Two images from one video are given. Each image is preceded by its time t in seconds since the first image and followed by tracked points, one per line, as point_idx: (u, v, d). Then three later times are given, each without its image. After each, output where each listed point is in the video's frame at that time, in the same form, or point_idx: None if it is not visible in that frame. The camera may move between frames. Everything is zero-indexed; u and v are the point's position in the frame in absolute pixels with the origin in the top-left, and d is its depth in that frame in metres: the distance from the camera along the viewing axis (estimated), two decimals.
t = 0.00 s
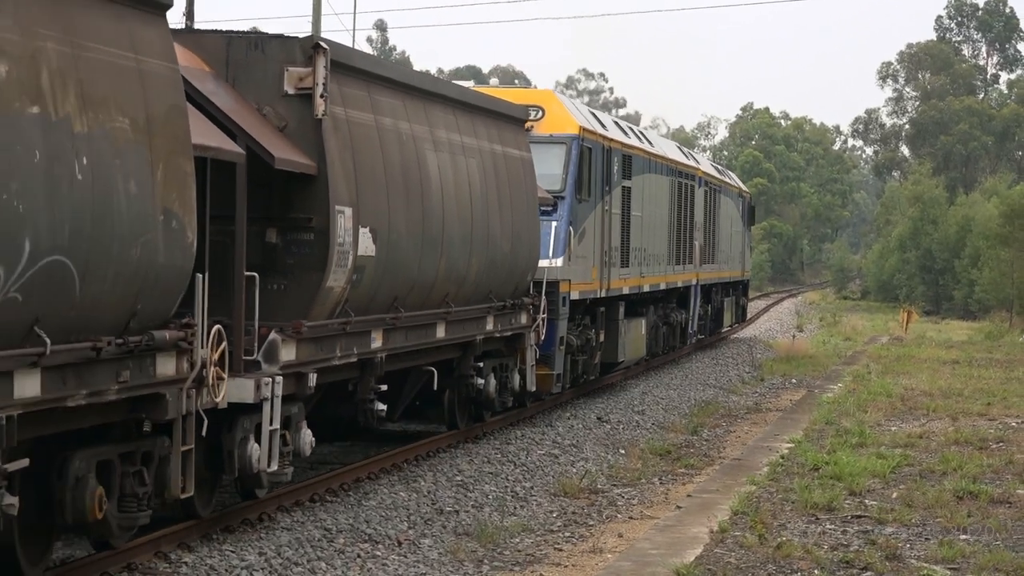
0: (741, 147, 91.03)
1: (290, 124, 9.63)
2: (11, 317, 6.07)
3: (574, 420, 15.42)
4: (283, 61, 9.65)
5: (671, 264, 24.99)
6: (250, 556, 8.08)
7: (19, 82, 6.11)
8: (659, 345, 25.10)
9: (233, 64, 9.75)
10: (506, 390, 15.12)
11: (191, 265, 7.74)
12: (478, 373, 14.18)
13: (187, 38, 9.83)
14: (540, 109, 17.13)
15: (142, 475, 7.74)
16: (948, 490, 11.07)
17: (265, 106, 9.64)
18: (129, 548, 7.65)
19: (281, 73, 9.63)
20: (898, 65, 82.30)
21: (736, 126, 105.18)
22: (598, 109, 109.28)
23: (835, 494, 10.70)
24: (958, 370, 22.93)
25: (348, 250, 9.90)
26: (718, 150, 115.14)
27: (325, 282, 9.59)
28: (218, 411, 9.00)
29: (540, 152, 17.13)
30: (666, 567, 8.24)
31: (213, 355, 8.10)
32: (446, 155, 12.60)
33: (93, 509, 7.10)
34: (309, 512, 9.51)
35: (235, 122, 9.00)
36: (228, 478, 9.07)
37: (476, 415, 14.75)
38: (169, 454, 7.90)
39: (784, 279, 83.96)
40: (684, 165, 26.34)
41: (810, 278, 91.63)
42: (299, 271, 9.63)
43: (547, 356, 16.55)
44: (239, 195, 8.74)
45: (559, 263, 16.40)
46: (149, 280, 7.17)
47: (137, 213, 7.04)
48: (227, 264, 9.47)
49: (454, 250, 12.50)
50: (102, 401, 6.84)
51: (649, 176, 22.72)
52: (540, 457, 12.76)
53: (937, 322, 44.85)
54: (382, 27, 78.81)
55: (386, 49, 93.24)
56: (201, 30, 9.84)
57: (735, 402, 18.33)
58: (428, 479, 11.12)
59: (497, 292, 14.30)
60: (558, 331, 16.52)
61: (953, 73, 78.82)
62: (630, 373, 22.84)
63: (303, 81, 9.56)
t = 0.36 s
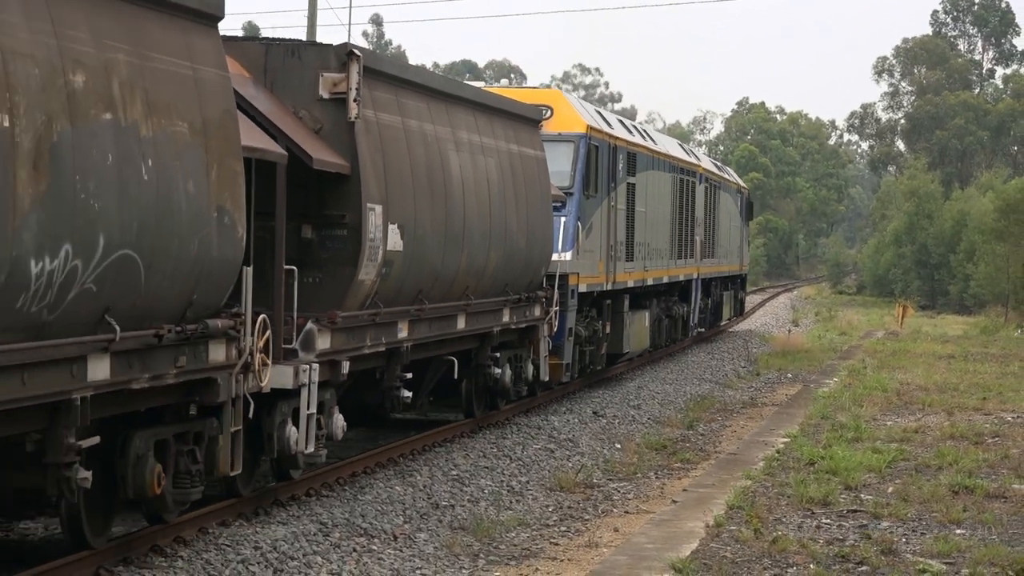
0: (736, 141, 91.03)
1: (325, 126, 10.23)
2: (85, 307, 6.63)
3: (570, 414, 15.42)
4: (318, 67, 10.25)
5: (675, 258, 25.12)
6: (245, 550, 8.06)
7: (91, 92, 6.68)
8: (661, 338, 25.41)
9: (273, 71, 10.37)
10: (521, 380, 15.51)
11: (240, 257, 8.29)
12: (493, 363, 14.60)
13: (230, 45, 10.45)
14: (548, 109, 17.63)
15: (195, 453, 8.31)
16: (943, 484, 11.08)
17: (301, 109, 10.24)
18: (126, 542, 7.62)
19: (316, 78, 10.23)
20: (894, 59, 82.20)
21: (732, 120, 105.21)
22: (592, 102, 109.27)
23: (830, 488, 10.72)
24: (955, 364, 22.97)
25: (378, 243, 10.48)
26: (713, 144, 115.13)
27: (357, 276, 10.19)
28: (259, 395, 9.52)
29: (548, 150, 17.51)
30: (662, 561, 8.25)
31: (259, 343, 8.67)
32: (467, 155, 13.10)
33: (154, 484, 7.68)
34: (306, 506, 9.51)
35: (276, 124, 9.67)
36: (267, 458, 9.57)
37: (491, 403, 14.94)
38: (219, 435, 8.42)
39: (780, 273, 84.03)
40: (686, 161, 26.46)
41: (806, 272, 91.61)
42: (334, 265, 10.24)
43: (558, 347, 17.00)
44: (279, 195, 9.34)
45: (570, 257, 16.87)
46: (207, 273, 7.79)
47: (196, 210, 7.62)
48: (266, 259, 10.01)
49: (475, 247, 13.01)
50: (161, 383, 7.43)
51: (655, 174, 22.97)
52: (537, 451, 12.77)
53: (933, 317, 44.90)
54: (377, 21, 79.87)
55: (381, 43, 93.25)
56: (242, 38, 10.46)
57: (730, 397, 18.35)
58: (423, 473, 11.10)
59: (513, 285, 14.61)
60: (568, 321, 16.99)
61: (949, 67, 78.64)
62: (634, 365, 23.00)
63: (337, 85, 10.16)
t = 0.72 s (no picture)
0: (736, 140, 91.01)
1: (359, 133, 10.73)
2: (153, 302, 7.24)
3: (570, 412, 15.42)
4: (354, 76, 10.76)
5: (682, 258, 25.28)
6: (245, 550, 8.06)
7: (159, 104, 7.29)
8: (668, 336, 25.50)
9: (311, 80, 10.89)
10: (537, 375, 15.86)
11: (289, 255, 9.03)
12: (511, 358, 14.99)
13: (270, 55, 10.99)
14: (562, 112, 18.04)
15: (245, 438, 8.97)
16: (943, 484, 11.08)
17: (338, 116, 10.76)
18: (124, 541, 7.58)
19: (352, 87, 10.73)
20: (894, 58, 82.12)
21: (732, 119, 105.20)
22: (592, 101, 109.24)
23: (830, 488, 10.71)
24: (955, 363, 22.98)
25: (409, 244, 10.91)
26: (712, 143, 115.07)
27: (390, 274, 10.65)
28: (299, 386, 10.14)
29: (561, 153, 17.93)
30: (662, 561, 8.25)
31: (305, 336, 9.37)
32: (491, 159, 13.48)
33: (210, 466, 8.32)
34: (306, 504, 9.52)
35: (316, 130, 10.14)
36: (305, 447, 10.13)
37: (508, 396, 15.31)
38: (266, 423, 9.04)
39: (780, 272, 83.98)
40: (693, 163, 26.62)
41: (806, 271, 91.55)
42: (370, 265, 10.73)
43: (571, 342, 17.25)
44: (319, 196, 9.85)
45: (582, 257, 17.23)
46: (261, 270, 8.40)
47: (250, 212, 8.21)
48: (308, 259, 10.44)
49: (497, 248, 13.41)
50: (217, 372, 8.10)
51: (664, 175, 23.17)
52: (537, 450, 12.76)
53: (932, 316, 44.88)
54: (377, 20, 80.14)
55: (380, 42, 93.23)
56: (282, 49, 11.00)
57: (729, 395, 18.36)
58: (424, 473, 11.09)
59: (530, 283, 14.98)
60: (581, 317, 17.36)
61: (949, 66, 78.56)
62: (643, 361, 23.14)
63: (372, 94, 10.67)
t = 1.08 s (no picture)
0: (736, 139, 91.03)
1: (391, 139, 11.44)
2: (212, 297, 7.93)
3: (569, 412, 15.42)
4: (385, 86, 11.45)
5: (689, 258, 25.54)
6: (246, 550, 8.07)
7: (216, 114, 7.97)
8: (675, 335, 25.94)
9: (344, 90, 11.57)
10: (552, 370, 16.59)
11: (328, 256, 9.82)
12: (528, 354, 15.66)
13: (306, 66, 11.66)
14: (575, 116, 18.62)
15: (288, 427, 9.69)
16: (943, 483, 11.09)
17: (371, 123, 11.46)
18: (125, 541, 7.58)
19: (383, 96, 11.42)
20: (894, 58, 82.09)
21: (733, 119, 105.23)
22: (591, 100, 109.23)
23: (830, 488, 10.71)
24: (956, 363, 22.99)
25: (437, 245, 11.64)
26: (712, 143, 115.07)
27: (419, 273, 11.35)
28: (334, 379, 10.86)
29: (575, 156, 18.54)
30: (662, 561, 8.26)
31: (342, 331, 10.13)
32: (511, 163, 14.22)
33: (256, 453, 9.04)
34: (306, 504, 9.52)
35: (351, 137, 10.85)
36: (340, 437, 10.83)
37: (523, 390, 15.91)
38: (306, 412, 9.83)
39: (780, 273, 83.93)
40: (698, 164, 26.92)
41: (806, 271, 91.44)
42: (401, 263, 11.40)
43: (584, 339, 17.93)
44: (354, 199, 10.57)
45: (593, 256, 17.77)
46: (305, 268, 9.10)
47: (295, 215, 8.90)
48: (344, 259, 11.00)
49: (516, 249, 14.14)
50: (265, 364, 8.84)
51: (671, 177, 23.55)
52: (537, 450, 12.76)
53: (932, 316, 44.84)
54: (377, 20, 80.28)
55: (380, 41, 93.24)
56: (317, 60, 11.68)
57: (729, 395, 18.36)
58: (423, 473, 11.10)
59: (547, 282, 15.77)
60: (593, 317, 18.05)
61: (950, 66, 78.55)
62: (651, 358, 23.49)
63: (402, 102, 11.36)
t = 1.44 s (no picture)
0: (736, 139, 91.09)
1: (418, 144, 11.98)
2: (262, 295, 8.58)
3: (569, 412, 15.41)
4: (413, 94, 11.99)
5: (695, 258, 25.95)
6: (246, 549, 8.07)
7: (267, 124, 8.63)
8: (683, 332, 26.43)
9: (374, 96, 12.12)
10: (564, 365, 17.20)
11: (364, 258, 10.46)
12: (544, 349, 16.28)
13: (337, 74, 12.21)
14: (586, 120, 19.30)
15: (325, 417, 10.31)
16: (943, 483, 11.08)
17: (399, 129, 12.01)
18: (125, 540, 7.58)
19: (411, 103, 11.98)
20: (893, 58, 82.08)
21: (733, 119, 105.26)
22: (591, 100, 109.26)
23: (830, 487, 10.71)
24: (956, 363, 23.03)
25: (462, 245, 12.19)
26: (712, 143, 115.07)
27: (445, 273, 11.91)
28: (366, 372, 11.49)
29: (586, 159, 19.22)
30: (661, 560, 8.26)
31: (375, 327, 10.77)
32: (528, 167, 14.81)
33: (297, 441, 9.69)
34: (305, 504, 9.52)
35: (383, 143, 11.42)
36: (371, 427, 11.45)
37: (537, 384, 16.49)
38: (341, 404, 10.50)
39: (780, 272, 83.92)
40: (703, 167, 27.36)
41: (806, 271, 91.38)
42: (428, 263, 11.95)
43: (596, 336, 18.50)
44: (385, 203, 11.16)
45: (605, 256, 18.53)
46: (343, 269, 9.74)
47: (336, 218, 9.55)
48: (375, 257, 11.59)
49: (533, 250, 14.72)
50: (306, 357, 9.51)
51: (677, 179, 24.09)
52: (537, 450, 12.75)
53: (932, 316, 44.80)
54: (377, 20, 80.16)
55: (380, 40, 93.26)
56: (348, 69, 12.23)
57: (729, 395, 18.34)
58: (423, 473, 11.10)
59: (561, 281, 16.33)
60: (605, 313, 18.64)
61: (949, 66, 78.56)
62: (655, 356, 23.75)
63: (430, 110, 11.91)
